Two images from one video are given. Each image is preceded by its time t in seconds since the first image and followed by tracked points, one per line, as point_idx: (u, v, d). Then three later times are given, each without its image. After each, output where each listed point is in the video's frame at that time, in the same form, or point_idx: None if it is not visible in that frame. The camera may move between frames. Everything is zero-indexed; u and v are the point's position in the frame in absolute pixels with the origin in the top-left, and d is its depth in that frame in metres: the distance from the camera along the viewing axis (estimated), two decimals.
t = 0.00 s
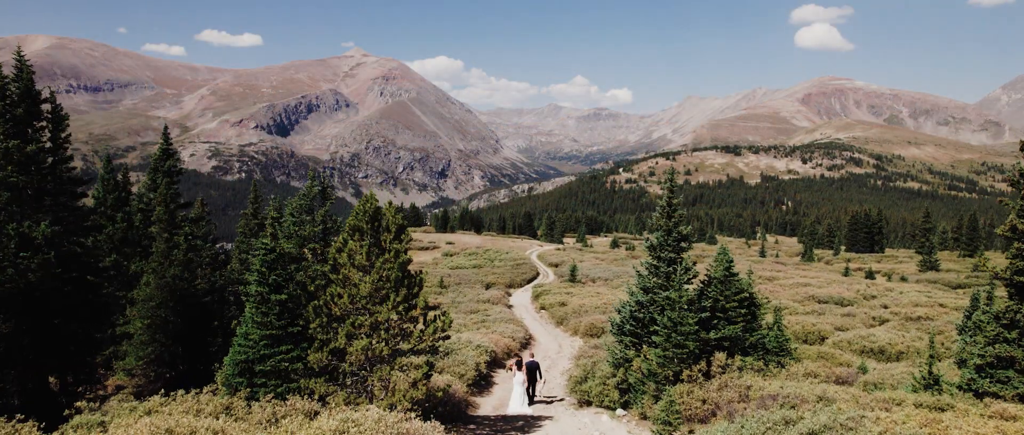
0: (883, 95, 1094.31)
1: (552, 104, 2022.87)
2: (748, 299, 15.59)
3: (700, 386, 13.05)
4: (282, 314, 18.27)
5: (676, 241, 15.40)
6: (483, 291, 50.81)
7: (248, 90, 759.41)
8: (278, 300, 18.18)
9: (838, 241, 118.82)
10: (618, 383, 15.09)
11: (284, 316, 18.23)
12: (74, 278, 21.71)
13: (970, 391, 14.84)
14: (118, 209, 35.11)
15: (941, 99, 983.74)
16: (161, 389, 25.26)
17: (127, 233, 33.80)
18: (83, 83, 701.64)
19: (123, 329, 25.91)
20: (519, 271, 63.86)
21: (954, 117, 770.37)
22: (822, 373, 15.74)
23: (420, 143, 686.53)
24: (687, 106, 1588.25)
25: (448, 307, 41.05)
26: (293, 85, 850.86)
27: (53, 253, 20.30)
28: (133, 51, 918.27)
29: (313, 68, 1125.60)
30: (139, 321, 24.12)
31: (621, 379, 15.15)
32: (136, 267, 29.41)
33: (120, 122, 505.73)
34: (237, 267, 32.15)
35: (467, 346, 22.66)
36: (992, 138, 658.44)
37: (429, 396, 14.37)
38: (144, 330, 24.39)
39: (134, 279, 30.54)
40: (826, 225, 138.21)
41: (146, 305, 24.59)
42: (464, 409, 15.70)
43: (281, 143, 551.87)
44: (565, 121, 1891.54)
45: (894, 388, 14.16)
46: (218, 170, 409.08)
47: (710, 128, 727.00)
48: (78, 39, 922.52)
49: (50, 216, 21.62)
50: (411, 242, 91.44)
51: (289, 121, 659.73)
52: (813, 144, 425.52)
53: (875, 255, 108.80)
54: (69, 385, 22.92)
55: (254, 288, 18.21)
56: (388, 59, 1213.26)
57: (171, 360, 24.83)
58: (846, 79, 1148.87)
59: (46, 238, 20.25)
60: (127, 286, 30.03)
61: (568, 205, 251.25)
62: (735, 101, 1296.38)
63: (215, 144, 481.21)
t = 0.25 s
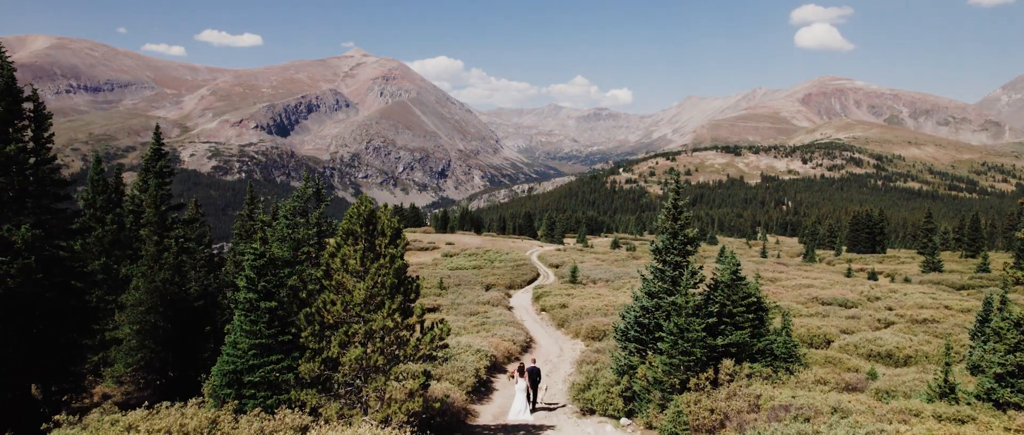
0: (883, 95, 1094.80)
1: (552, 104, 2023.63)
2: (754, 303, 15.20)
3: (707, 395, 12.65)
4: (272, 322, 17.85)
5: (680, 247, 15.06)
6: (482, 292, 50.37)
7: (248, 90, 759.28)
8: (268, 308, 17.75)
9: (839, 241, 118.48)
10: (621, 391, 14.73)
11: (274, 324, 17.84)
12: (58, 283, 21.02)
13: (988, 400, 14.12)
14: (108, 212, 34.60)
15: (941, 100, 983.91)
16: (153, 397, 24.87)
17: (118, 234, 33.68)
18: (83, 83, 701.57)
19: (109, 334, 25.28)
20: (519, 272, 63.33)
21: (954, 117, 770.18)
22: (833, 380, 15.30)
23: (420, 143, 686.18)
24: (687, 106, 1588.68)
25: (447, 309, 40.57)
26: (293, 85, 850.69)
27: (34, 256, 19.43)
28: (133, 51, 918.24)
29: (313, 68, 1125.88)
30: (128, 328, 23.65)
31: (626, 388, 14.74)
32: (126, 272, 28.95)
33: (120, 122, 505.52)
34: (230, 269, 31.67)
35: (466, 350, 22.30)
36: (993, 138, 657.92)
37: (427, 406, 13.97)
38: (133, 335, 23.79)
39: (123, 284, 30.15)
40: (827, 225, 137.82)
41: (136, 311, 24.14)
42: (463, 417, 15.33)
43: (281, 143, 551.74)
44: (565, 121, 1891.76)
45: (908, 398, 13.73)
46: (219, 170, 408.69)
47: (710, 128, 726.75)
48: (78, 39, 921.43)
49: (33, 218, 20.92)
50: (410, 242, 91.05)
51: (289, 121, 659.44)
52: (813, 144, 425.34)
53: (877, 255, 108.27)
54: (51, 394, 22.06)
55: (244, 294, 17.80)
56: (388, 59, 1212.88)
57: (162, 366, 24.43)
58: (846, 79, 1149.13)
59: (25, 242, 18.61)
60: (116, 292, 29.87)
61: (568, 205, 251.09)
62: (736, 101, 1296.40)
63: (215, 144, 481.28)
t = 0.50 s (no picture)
0: (882, 95, 1095.57)
1: (552, 104, 2026.67)
2: (761, 308, 14.78)
3: (713, 404, 12.26)
4: (261, 330, 17.44)
5: (685, 250, 14.69)
6: (482, 293, 49.91)
7: (248, 90, 759.55)
8: (256, 316, 17.31)
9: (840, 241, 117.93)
10: (626, 402, 14.36)
11: (264, 332, 17.46)
12: (44, 288, 20.53)
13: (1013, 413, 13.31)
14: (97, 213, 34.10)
15: (940, 100, 984.10)
16: (142, 405, 24.35)
17: (110, 235, 33.43)
18: (83, 83, 700.95)
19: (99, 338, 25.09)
20: (520, 272, 62.88)
21: (954, 117, 770.42)
22: (841, 387, 15.01)
23: (420, 143, 686.44)
24: (687, 105, 1586.76)
25: (446, 311, 40.21)
26: (293, 85, 850.28)
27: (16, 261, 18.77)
28: (133, 51, 917.96)
29: (313, 68, 1126.74)
30: (116, 334, 23.35)
31: (629, 397, 14.43)
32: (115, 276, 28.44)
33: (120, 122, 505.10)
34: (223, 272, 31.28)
35: (466, 355, 21.82)
36: (993, 138, 657.93)
37: (424, 420, 13.61)
38: (121, 340, 23.43)
39: (111, 287, 29.98)
40: (828, 226, 137.45)
41: (124, 315, 23.79)
42: (461, 428, 14.90)
43: (281, 143, 551.79)
44: (566, 121, 1889.60)
45: (922, 406, 13.31)
46: (219, 170, 408.85)
47: (710, 128, 726.19)
48: (77, 38, 922.65)
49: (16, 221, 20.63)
50: (410, 243, 90.67)
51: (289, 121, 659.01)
52: (813, 144, 425.20)
53: (878, 256, 107.84)
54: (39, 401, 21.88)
55: (231, 300, 17.39)
56: (388, 59, 1213.43)
57: (151, 372, 23.92)
58: (846, 79, 1149.39)
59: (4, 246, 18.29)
60: (105, 295, 29.49)
61: (568, 205, 251.18)
62: (735, 101, 1297.37)
63: (215, 144, 481.44)
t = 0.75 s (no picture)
0: (882, 95, 1095.59)
1: (552, 104, 2027.66)
2: (769, 313, 14.40)
3: (719, 413, 11.87)
4: (251, 339, 17.15)
5: (687, 255, 14.42)
6: (482, 294, 49.59)
7: (248, 90, 759.92)
8: (244, 324, 16.97)
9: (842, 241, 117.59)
10: (629, 410, 13.98)
11: (252, 341, 17.13)
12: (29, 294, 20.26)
13: None
14: (87, 216, 33.79)
15: (941, 100, 984.32)
16: (131, 413, 24.56)
17: (97, 238, 33.65)
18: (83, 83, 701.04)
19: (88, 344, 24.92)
20: (520, 273, 62.50)
21: (954, 117, 770.29)
22: (851, 395, 14.61)
23: (420, 143, 686.57)
24: (687, 105, 1586.35)
25: (445, 313, 39.90)
26: (293, 85, 850.09)
27: None
28: (133, 51, 919.11)
29: (313, 68, 1127.32)
30: (104, 339, 23.26)
31: (633, 404, 14.08)
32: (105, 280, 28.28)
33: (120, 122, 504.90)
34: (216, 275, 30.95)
35: (465, 360, 21.41)
36: (993, 138, 657.53)
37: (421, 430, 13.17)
38: (109, 345, 23.24)
39: (99, 290, 30.86)
40: (829, 226, 137.10)
41: (112, 320, 23.75)
42: None
43: (281, 143, 551.97)
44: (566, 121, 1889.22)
45: (938, 415, 12.92)
46: (219, 170, 408.93)
47: (710, 128, 725.83)
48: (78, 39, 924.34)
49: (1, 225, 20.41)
50: (409, 243, 90.53)
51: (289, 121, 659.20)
52: (813, 144, 424.99)
53: (879, 256, 107.53)
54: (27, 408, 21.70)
55: (218, 308, 17.10)
56: (389, 60, 1214.17)
57: (140, 380, 23.77)
58: (846, 79, 1149.24)
59: None
60: (94, 299, 30.47)
61: (568, 205, 251.16)
62: (735, 101, 1297.83)
63: (215, 144, 481.64)
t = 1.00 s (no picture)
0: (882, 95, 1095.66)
1: (552, 104, 2028.70)
2: (777, 317, 14.07)
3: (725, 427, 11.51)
4: (238, 350, 16.64)
5: (689, 258, 14.03)
6: (482, 295, 49.19)
7: (248, 90, 759.58)
8: (230, 333, 16.42)
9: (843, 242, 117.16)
10: (633, 418, 13.59)
11: (240, 351, 16.66)
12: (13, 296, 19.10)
13: None
14: (76, 218, 31.70)
15: (941, 99, 984.30)
16: (119, 423, 23.98)
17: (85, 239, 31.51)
18: (83, 83, 701.32)
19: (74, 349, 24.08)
20: (520, 274, 62.03)
21: (954, 117, 770.56)
22: (859, 402, 14.31)
23: (420, 143, 686.39)
24: (687, 105, 1585.70)
25: (445, 315, 39.36)
26: (293, 85, 849.95)
27: None
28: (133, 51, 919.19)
29: (313, 68, 1127.17)
30: (90, 345, 22.72)
31: (637, 414, 13.70)
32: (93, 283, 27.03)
33: (120, 122, 504.59)
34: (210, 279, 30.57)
35: (463, 364, 21.07)
36: (993, 138, 657.56)
37: None
38: (96, 352, 22.73)
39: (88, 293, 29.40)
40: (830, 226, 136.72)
41: (98, 326, 23.15)
42: None
43: (281, 143, 551.63)
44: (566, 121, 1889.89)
45: (949, 423, 12.50)
46: (219, 170, 408.51)
47: (710, 128, 725.58)
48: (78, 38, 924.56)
49: None
50: (409, 244, 90.00)
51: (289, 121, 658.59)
52: (814, 145, 424.46)
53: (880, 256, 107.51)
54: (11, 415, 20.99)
55: (204, 316, 16.60)
56: (389, 60, 1213.49)
57: (128, 387, 23.35)
58: (846, 79, 1148.71)
59: None
60: (83, 304, 29.38)
61: (569, 205, 250.68)
62: (735, 101, 1297.88)
63: (215, 144, 481.40)
